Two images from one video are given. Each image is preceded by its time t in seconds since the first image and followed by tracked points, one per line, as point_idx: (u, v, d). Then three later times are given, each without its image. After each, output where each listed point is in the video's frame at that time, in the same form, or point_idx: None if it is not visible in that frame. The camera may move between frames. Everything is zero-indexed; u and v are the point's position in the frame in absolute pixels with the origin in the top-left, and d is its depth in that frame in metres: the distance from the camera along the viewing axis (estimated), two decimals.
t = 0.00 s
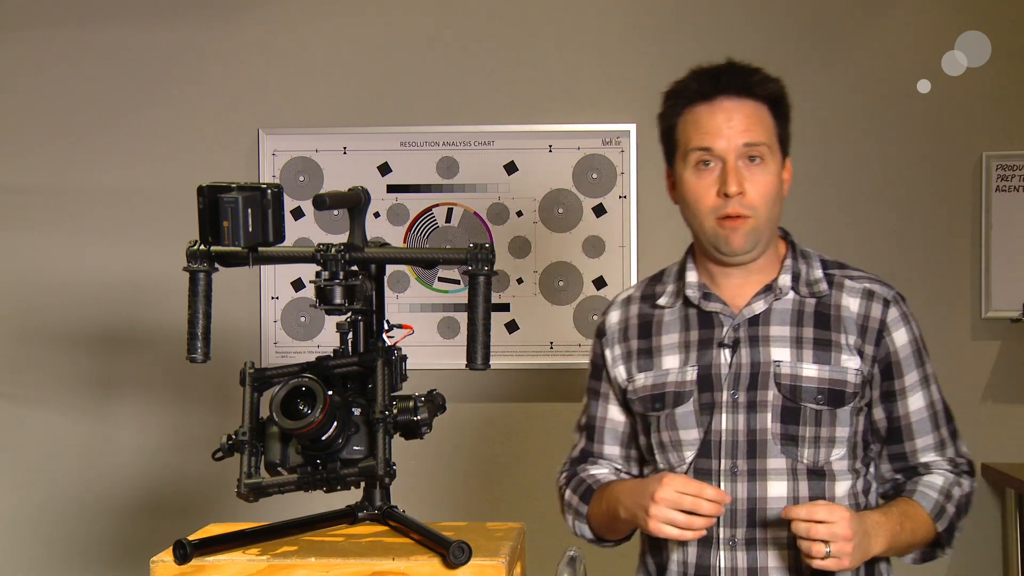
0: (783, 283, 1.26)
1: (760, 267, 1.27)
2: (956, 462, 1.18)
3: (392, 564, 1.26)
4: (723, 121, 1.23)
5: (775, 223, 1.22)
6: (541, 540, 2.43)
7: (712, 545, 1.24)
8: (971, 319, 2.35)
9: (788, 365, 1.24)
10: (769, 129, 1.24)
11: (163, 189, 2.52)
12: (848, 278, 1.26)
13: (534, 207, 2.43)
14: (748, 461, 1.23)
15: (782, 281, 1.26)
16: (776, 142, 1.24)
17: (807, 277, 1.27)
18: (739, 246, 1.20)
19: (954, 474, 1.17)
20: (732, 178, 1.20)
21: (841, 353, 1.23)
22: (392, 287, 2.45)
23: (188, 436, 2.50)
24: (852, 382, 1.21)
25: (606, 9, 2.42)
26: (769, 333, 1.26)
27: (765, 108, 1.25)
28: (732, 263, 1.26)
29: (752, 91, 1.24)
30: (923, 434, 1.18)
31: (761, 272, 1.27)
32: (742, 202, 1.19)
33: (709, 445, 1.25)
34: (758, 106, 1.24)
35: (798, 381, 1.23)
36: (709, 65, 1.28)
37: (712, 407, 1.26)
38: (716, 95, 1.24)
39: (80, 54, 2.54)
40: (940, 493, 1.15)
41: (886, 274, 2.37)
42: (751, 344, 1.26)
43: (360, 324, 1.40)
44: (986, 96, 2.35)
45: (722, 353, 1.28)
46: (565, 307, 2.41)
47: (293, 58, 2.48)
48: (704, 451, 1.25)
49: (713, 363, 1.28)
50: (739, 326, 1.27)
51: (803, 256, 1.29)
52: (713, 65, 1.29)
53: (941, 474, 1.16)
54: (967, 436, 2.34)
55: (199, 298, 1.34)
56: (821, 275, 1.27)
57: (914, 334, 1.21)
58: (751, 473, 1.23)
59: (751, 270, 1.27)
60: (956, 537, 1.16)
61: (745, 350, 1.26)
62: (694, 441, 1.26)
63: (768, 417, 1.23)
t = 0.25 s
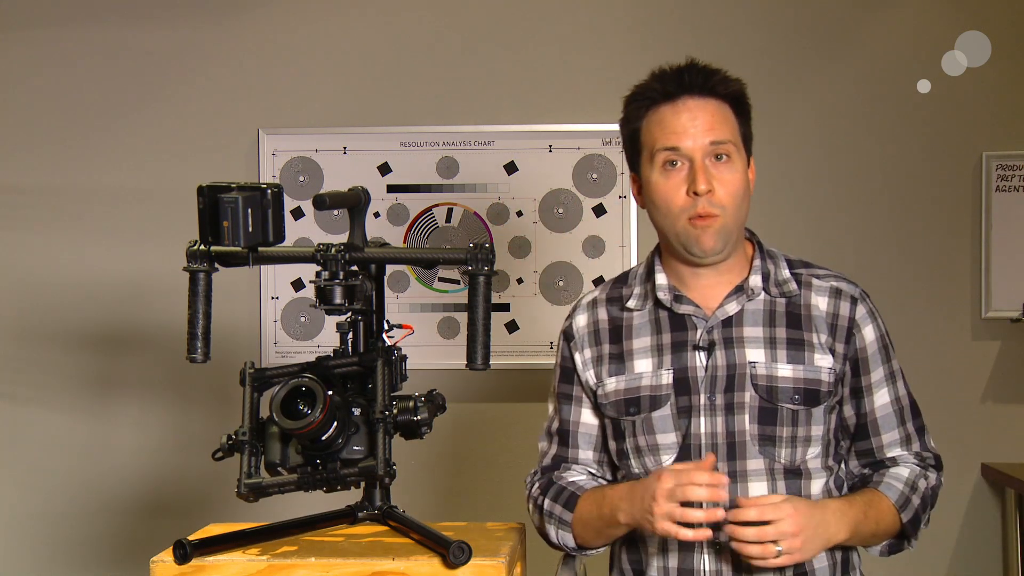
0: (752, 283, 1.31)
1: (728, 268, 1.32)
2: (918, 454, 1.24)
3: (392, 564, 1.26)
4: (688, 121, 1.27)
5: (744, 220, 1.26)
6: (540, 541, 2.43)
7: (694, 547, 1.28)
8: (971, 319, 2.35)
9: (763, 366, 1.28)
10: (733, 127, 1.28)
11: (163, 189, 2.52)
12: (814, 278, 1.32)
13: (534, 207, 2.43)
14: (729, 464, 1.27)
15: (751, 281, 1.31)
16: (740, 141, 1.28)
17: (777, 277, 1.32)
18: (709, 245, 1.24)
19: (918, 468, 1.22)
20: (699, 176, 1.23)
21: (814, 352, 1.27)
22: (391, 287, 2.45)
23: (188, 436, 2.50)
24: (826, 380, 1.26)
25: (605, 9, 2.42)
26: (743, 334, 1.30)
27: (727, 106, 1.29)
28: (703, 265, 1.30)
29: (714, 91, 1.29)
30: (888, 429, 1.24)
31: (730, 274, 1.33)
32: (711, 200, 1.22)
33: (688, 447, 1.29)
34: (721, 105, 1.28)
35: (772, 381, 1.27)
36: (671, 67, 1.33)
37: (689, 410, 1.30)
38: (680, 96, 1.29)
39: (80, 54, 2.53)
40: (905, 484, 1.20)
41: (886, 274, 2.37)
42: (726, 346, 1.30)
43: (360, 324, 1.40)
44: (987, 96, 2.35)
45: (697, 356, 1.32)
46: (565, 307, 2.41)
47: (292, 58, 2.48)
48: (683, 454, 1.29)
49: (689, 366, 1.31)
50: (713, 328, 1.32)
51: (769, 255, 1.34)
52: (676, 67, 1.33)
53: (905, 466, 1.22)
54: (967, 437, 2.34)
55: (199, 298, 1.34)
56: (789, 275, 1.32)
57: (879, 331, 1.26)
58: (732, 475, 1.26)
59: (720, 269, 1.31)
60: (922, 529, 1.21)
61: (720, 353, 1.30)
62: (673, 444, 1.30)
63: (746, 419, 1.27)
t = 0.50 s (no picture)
0: (740, 286, 1.32)
1: (717, 271, 1.32)
2: (902, 459, 1.23)
3: (392, 564, 1.26)
4: (675, 122, 1.27)
5: (730, 223, 1.27)
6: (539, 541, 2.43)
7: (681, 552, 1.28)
8: (970, 319, 2.35)
9: (749, 369, 1.28)
10: (720, 129, 1.28)
11: (163, 189, 2.52)
12: (802, 280, 1.32)
13: (534, 207, 2.43)
14: (716, 468, 1.27)
15: (740, 284, 1.32)
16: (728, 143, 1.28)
17: (764, 279, 1.32)
18: (694, 247, 1.24)
19: (901, 475, 1.21)
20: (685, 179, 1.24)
21: (800, 355, 1.27)
22: (391, 287, 2.45)
23: (188, 436, 2.50)
24: (812, 383, 1.26)
25: (606, 9, 2.42)
26: (729, 338, 1.30)
27: (714, 109, 1.29)
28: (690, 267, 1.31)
29: (701, 92, 1.28)
30: (870, 433, 1.23)
31: (718, 276, 1.33)
32: (696, 202, 1.22)
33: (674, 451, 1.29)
34: (708, 107, 1.28)
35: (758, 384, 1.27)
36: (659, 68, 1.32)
37: (676, 414, 1.30)
38: (667, 97, 1.29)
39: (80, 54, 2.53)
40: (880, 488, 1.19)
41: (886, 274, 2.37)
42: (712, 350, 1.30)
43: (360, 324, 1.40)
44: (987, 96, 2.35)
45: (684, 359, 1.32)
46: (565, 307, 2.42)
47: (292, 58, 2.48)
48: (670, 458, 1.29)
49: (675, 369, 1.32)
50: (700, 332, 1.32)
51: (757, 257, 1.34)
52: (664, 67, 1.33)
53: (885, 471, 1.21)
54: (967, 436, 2.34)
55: (199, 298, 1.34)
56: (776, 277, 1.32)
57: (864, 334, 1.26)
58: (719, 478, 1.27)
59: (707, 271, 1.32)
60: (896, 536, 1.20)
61: (707, 356, 1.30)
62: (660, 448, 1.30)
63: (731, 423, 1.27)
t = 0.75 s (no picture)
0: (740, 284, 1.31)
1: (717, 268, 1.32)
2: (908, 457, 1.23)
3: (392, 564, 1.26)
4: (676, 116, 1.27)
5: (730, 219, 1.26)
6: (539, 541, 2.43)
7: (681, 550, 1.28)
8: (970, 319, 2.35)
9: (749, 366, 1.28)
10: (721, 124, 1.29)
11: (163, 190, 2.52)
12: (803, 277, 1.32)
13: (534, 207, 2.43)
14: (714, 465, 1.27)
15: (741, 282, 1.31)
16: (729, 139, 1.29)
17: (764, 277, 1.32)
18: (694, 240, 1.24)
19: (907, 471, 1.21)
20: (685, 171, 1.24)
21: (800, 352, 1.28)
22: (392, 287, 2.45)
23: (188, 436, 2.50)
24: (812, 380, 1.26)
25: (606, 9, 2.42)
26: (729, 334, 1.30)
27: (716, 104, 1.30)
28: (690, 262, 1.30)
29: (703, 88, 1.29)
30: (875, 431, 1.22)
31: (718, 273, 1.33)
32: (695, 194, 1.22)
33: (674, 448, 1.29)
34: (710, 102, 1.29)
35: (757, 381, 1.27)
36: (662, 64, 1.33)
37: (675, 410, 1.30)
38: (668, 91, 1.29)
39: (80, 54, 2.53)
40: (890, 485, 1.19)
41: (886, 274, 2.37)
42: (712, 347, 1.30)
43: (360, 324, 1.40)
44: (987, 96, 2.35)
45: (683, 356, 1.32)
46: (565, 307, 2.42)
47: (293, 58, 2.48)
48: (670, 455, 1.29)
49: (675, 366, 1.32)
50: (699, 328, 1.32)
51: (758, 255, 1.34)
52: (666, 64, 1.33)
53: (893, 468, 1.21)
54: (967, 436, 2.34)
55: (199, 298, 1.34)
56: (776, 275, 1.32)
57: (867, 331, 1.26)
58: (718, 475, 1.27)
59: (707, 268, 1.31)
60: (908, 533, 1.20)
61: (706, 353, 1.30)
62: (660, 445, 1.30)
63: (731, 419, 1.27)
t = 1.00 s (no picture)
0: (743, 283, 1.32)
1: (718, 267, 1.32)
2: (909, 459, 1.23)
3: (392, 564, 1.26)
4: (667, 120, 1.27)
5: (726, 219, 1.26)
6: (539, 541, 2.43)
7: (682, 548, 1.28)
8: (970, 319, 2.35)
9: (751, 364, 1.28)
10: (715, 124, 1.28)
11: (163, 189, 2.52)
12: (805, 278, 1.32)
13: (534, 207, 2.43)
14: (715, 463, 1.27)
15: (744, 281, 1.32)
16: (722, 139, 1.28)
17: (767, 277, 1.32)
18: (688, 243, 1.24)
19: (908, 472, 1.21)
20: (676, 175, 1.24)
21: (803, 351, 1.28)
22: (392, 287, 2.45)
23: (188, 436, 2.50)
24: (815, 379, 1.26)
25: (606, 9, 2.42)
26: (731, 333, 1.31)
27: (708, 105, 1.29)
28: (690, 263, 1.31)
29: (693, 90, 1.28)
30: (878, 432, 1.22)
31: (720, 272, 1.33)
32: (686, 198, 1.23)
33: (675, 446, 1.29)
34: (701, 103, 1.28)
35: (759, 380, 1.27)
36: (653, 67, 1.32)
37: (677, 408, 1.30)
38: (658, 94, 1.29)
39: (80, 54, 2.53)
40: (893, 485, 1.19)
41: (886, 274, 2.37)
42: (714, 345, 1.31)
43: (359, 324, 1.40)
44: (987, 96, 2.35)
45: (685, 354, 1.32)
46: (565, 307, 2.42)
47: (293, 58, 2.48)
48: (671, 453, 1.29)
49: (677, 364, 1.32)
50: (702, 326, 1.32)
51: (761, 255, 1.35)
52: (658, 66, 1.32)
53: (895, 468, 1.21)
54: (967, 436, 2.34)
55: (200, 298, 1.34)
56: (779, 275, 1.32)
57: (870, 332, 1.26)
58: (719, 474, 1.27)
59: (706, 268, 1.32)
60: (910, 534, 1.20)
61: (708, 350, 1.30)
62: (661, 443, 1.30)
63: (732, 417, 1.27)
